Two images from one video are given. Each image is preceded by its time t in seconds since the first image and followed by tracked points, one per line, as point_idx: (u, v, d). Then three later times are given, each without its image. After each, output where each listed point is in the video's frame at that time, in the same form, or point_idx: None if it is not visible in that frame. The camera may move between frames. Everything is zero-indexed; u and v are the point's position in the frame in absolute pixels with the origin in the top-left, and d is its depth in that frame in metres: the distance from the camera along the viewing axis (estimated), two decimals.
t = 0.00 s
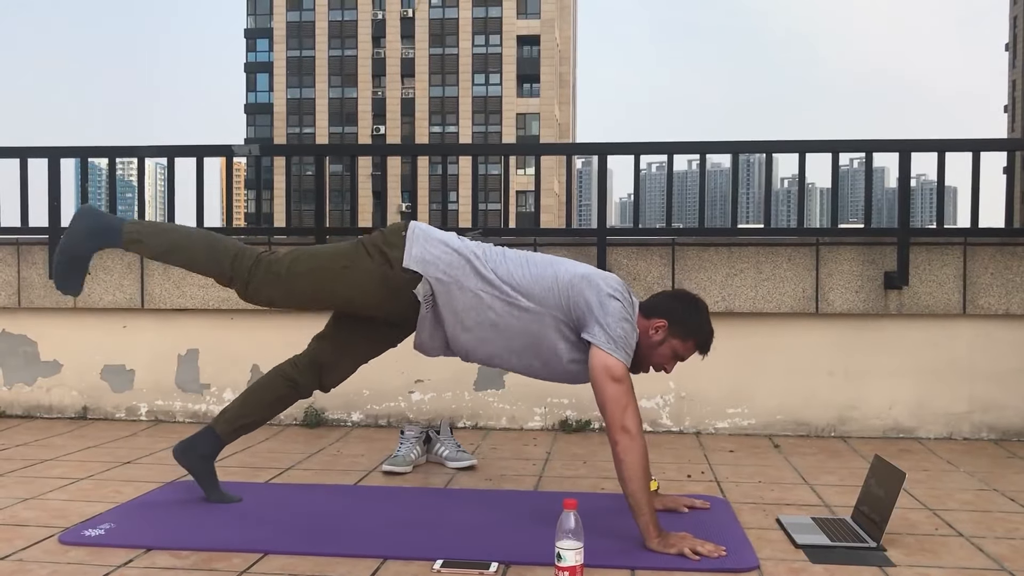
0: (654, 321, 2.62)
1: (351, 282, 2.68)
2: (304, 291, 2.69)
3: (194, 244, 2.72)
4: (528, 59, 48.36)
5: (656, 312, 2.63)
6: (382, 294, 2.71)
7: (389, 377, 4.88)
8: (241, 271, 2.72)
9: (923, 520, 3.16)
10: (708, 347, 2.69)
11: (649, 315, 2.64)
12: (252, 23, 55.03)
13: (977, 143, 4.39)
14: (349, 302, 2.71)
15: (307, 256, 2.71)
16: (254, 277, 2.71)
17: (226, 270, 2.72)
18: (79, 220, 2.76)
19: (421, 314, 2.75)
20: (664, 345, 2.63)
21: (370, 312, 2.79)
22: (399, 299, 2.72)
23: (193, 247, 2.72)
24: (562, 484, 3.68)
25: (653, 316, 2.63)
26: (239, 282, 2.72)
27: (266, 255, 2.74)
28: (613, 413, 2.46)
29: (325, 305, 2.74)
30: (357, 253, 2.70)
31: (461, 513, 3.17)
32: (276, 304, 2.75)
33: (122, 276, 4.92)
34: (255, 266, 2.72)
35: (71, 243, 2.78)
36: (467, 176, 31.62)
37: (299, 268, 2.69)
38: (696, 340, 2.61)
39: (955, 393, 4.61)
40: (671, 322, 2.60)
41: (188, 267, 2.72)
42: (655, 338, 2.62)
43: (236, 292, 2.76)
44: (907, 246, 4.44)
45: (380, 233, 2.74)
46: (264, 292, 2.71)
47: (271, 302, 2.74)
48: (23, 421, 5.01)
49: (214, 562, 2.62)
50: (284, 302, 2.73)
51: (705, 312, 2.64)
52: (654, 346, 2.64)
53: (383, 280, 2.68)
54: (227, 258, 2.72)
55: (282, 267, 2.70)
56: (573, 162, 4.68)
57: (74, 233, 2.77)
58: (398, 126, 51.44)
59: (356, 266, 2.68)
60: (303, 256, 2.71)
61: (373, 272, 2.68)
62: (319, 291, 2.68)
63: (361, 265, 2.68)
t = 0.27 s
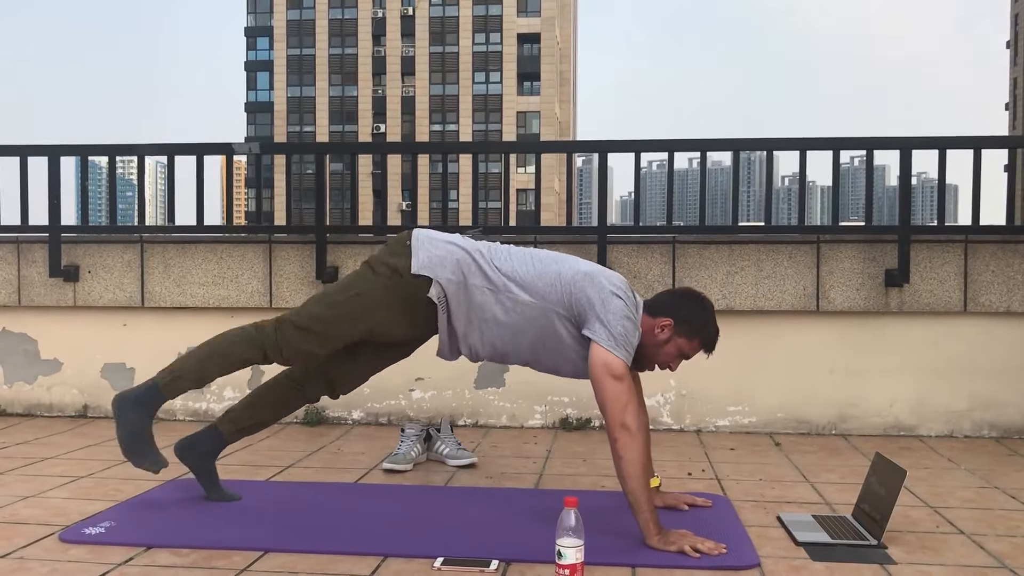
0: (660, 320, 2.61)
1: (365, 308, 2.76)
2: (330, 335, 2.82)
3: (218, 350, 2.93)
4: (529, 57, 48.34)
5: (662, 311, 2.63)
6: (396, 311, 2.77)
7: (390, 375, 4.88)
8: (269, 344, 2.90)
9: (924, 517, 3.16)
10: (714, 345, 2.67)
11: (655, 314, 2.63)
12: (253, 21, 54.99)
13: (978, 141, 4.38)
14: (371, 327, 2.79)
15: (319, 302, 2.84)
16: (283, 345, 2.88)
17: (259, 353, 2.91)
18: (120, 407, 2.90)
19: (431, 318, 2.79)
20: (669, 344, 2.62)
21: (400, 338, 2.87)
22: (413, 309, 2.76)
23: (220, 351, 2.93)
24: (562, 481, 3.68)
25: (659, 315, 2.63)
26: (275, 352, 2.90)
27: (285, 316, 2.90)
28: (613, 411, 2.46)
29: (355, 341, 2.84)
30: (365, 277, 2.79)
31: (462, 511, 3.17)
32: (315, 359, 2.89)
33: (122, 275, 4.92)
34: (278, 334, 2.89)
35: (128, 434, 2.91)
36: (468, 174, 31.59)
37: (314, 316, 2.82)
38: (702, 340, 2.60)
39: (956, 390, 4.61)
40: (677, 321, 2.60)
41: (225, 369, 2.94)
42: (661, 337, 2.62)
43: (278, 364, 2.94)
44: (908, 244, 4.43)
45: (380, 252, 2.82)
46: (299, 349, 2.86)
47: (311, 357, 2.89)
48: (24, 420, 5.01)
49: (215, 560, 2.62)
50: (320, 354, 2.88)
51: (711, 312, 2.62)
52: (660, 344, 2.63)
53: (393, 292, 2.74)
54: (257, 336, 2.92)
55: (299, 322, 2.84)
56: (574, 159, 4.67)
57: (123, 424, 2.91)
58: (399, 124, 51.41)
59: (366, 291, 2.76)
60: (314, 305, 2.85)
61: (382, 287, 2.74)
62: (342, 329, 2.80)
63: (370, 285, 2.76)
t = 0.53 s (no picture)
0: (661, 317, 2.61)
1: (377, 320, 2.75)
2: (355, 358, 2.77)
3: (243, 401, 2.89)
4: (530, 55, 48.32)
5: (663, 308, 2.62)
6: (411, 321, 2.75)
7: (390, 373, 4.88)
8: (294, 382, 2.85)
9: (924, 516, 3.16)
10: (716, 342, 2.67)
11: (656, 311, 2.63)
12: (255, 19, 54.99)
13: (979, 139, 4.38)
14: (389, 337, 2.75)
15: (334, 330, 2.82)
16: (309, 378, 2.83)
17: (287, 395, 2.85)
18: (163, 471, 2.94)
19: (437, 322, 2.76)
20: (670, 341, 2.62)
21: (422, 347, 2.82)
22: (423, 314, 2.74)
23: (249, 403, 2.88)
24: (563, 480, 3.68)
25: (660, 312, 2.62)
26: (302, 388, 2.84)
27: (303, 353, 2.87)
28: (613, 410, 2.45)
29: (380, 357, 2.79)
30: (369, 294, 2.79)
31: (462, 508, 3.17)
32: (345, 384, 2.83)
33: (123, 272, 4.92)
34: (300, 369, 2.85)
35: (170, 492, 2.94)
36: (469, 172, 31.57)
37: (332, 342, 2.81)
38: (702, 337, 2.59)
39: (957, 389, 4.61)
40: (678, 318, 2.59)
41: (257, 418, 2.87)
42: (662, 334, 2.62)
43: (310, 403, 2.86)
44: (909, 243, 4.43)
45: (377, 267, 2.84)
46: (326, 377, 2.82)
47: (340, 383, 2.83)
48: (24, 417, 5.02)
49: (215, 557, 2.62)
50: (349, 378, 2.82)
51: (713, 310, 2.62)
52: (661, 342, 2.63)
53: (400, 299, 2.73)
54: (280, 377, 2.88)
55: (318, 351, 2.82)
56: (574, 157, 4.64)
57: (165, 482, 2.95)
58: (400, 122, 51.40)
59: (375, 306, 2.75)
60: (327, 333, 2.84)
61: (387, 296, 2.74)
62: (363, 347, 2.76)
63: (376, 298, 2.76)
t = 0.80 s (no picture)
0: (670, 310, 2.58)
1: (378, 318, 2.70)
2: (356, 357, 2.74)
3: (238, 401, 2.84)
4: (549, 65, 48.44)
5: (672, 300, 2.59)
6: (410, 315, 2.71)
7: (405, 377, 4.86)
8: (293, 382, 2.81)
9: (947, 526, 3.09)
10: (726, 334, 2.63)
11: (665, 303, 2.60)
12: (276, 29, 55.55)
13: (1003, 146, 4.30)
14: (391, 335, 2.72)
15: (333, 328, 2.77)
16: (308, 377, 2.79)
17: (285, 395, 2.81)
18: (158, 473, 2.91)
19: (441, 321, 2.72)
20: (681, 334, 2.58)
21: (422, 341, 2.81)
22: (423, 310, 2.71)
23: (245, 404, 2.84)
24: (578, 485, 3.64)
25: (669, 304, 2.59)
26: (302, 388, 2.81)
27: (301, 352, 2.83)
28: (632, 402, 2.40)
29: (381, 353, 2.78)
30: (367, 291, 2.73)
31: (475, 513, 3.13)
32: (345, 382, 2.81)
33: (139, 274, 4.95)
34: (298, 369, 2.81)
35: (165, 494, 2.92)
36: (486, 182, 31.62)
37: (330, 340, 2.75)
38: (713, 327, 2.56)
39: (981, 399, 4.51)
40: (688, 309, 2.56)
41: (253, 419, 2.84)
42: (672, 327, 2.58)
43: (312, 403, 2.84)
44: (931, 250, 4.37)
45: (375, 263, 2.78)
46: (327, 377, 2.79)
47: (340, 380, 2.80)
48: (41, 418, 5.04)
49: (225, 557, 2.60)
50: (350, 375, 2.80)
51: (722, 301, 2.59)
52: (671, 336, 2.59)
53: (400, 297, 2.69)
54: (276, 377, 2.82)
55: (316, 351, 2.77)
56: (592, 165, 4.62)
57: (159, 484, 2.91)
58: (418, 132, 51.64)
59: (374, 303, 2.70)
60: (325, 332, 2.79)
61: (387, 293, 2.70)
62: (365, 347, 2.73)
63: (374, 295, 2.71)
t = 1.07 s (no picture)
0: (672, 322, 2.58)
1: (384, 324, 2.67)
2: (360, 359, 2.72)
3: (236, 399, 2.80)
4: (549, 67, 48.49)
5: (674, 312, 2.59)
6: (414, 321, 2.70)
7: (405, 379, 4.86)
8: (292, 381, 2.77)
9: (947, 528, 3.08)
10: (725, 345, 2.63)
11: (667, 315, 2.59)
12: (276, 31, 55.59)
13: (1003, 148, 4.30)
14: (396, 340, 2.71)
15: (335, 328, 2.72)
16: (309, 378, 2.75)
17: (284, 394, 2.78)
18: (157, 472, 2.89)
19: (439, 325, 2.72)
20: (682, 346, 2.58)
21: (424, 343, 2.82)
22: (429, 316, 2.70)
23: (244, 402, 2.79)
24: (578, 487, 3.63)
25: (672, 316, 2.58)
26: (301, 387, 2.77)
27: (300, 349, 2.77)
28: (633, 414, 2.41)
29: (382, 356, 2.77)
30: (373, 294, 2.67)
31: (475, 515, 3.13)
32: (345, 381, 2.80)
33: (139, 275, 4.95)
34: (297, 367, 2.76)
35: (163, 497, 2.90)
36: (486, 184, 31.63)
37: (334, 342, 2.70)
38: (714, 339, 2.57)
39: (981, 401, 4.51)
40: (690, 322, 2.56)
41: (251, 416, 2.82)
42: (673, 338, 2.58)
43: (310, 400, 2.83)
44: (930, 252, 4.37)
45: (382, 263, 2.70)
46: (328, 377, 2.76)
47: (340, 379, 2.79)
48: (40, 419, 5.04)
49: (225, 559, 2.60)
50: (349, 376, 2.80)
51: (722, 313, 2.59)
52: (673, 346, 2.59)
53: (409, 303, 2.66)
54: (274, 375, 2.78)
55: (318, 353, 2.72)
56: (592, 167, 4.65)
57: (159, 486, 2.89)
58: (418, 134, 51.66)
59: (382, 309, 2.65)
60: (327, 332, 2.73)
61: (396, 300, 2.65)
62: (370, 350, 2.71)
63: (383, 300, 2.66)
